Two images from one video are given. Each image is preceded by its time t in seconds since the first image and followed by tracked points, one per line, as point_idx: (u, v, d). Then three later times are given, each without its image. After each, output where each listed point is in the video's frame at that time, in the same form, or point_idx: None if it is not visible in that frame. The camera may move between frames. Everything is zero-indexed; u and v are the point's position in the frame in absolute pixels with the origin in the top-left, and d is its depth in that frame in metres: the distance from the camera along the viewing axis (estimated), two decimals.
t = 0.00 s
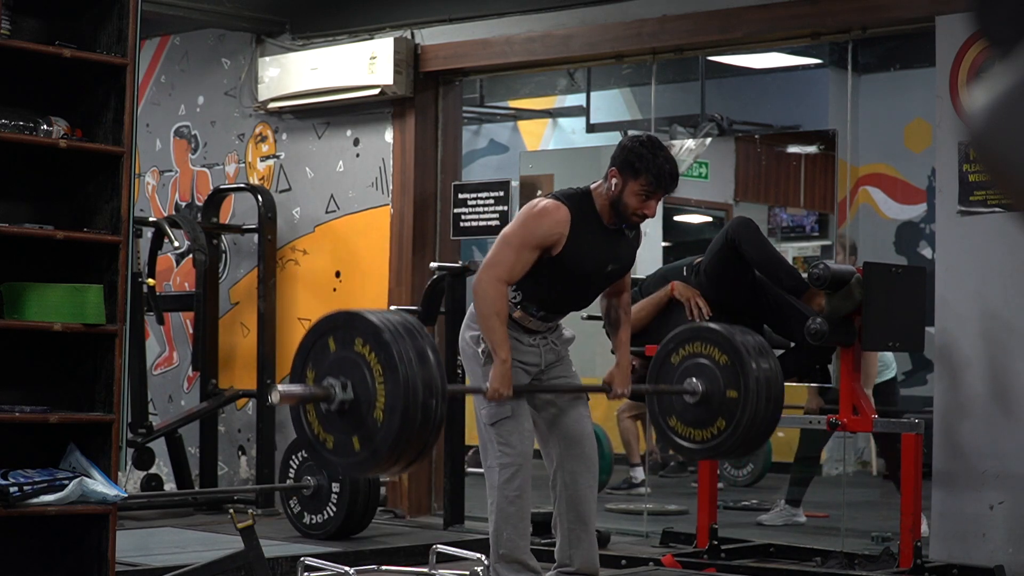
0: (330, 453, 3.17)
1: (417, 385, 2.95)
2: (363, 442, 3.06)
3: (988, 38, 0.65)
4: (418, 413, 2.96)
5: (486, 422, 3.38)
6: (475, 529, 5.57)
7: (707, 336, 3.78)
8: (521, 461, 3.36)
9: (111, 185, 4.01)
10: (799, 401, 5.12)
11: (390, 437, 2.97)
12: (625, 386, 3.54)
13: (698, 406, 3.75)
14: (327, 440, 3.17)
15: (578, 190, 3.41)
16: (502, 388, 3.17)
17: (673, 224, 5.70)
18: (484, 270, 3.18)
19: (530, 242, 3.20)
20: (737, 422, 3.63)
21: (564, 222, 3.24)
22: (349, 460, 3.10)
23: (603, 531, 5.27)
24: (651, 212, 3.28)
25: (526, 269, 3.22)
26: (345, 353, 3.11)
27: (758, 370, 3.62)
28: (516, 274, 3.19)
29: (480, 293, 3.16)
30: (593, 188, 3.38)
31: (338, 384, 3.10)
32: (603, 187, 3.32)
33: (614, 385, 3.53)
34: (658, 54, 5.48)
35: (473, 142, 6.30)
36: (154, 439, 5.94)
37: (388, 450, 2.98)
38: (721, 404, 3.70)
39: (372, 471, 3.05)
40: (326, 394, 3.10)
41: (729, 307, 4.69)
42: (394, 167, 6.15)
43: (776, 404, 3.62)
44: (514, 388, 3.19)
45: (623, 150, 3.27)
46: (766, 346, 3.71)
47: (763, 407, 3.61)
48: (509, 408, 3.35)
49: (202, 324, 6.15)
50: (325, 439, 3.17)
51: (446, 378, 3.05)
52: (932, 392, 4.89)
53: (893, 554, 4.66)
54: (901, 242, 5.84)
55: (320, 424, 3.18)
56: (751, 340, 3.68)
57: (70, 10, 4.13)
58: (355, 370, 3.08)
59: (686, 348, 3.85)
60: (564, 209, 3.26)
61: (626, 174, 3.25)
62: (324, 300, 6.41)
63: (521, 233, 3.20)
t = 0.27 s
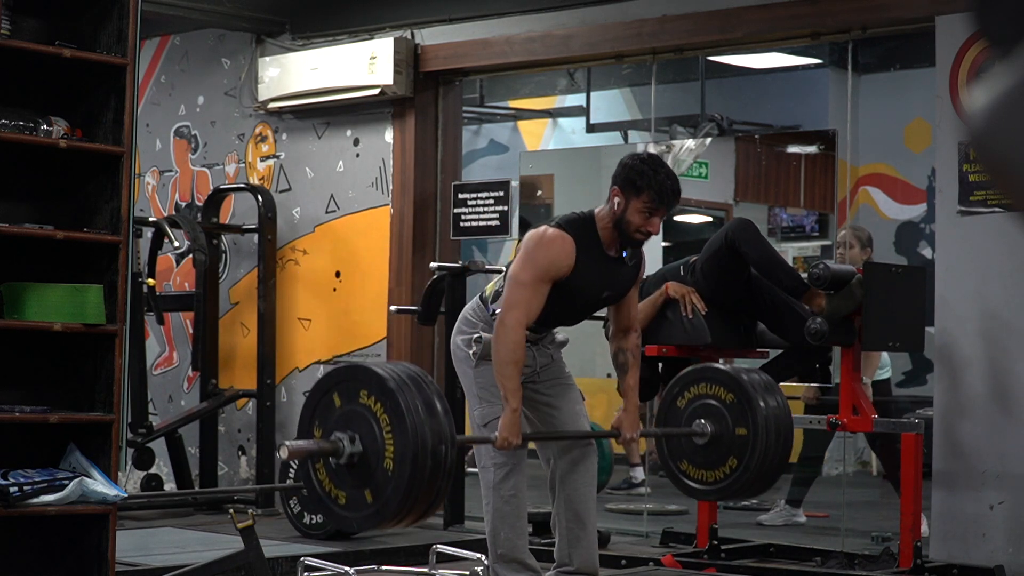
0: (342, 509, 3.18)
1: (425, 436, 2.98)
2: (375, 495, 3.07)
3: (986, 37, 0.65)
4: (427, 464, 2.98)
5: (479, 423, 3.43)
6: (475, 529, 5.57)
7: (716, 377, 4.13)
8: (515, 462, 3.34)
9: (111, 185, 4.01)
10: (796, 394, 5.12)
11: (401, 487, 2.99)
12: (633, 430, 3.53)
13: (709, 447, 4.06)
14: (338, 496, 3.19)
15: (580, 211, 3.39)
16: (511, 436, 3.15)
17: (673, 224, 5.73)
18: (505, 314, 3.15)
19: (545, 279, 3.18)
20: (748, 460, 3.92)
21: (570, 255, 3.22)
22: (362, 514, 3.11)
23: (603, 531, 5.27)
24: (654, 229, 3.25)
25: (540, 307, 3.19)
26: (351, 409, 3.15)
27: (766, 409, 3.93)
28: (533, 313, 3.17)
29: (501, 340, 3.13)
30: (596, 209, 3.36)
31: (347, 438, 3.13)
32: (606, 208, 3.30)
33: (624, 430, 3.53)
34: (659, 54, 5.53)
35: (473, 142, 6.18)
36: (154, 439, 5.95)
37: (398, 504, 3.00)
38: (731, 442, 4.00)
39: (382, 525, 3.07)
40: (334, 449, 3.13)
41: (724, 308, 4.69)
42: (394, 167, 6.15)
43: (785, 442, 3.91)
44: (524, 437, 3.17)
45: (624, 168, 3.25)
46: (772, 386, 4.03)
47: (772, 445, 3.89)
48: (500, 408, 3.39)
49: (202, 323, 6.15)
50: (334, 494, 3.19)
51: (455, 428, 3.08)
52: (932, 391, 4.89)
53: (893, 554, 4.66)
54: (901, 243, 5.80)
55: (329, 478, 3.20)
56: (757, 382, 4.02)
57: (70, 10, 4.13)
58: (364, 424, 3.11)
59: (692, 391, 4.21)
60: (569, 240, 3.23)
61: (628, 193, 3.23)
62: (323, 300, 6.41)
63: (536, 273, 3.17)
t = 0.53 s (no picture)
0: (351, 548, 3.15)
1: (436, 472, 2.98)
2: (385, 531, 3.06)
3: (986, 37, 0.65)
4: (437, 501, 2.98)
5: (475, 423, 3.42)
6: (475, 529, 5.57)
7: (722, 412, 4.11)
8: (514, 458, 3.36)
9: (111, 184, 4.01)
10: (797, 395, 5.14)
11: (411, 521, 2.98)
12: (639, 467, 3.51)
13: (717, 482, 4.05)
14: (345, 534, 3.16)
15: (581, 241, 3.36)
16: (519, 471, 3.14)
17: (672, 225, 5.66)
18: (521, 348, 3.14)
19: (554, 311, 3.17)
20: (757, 495, 3.91)
21: (576, 287, 3.21)
22: (372, 550, 3.09)
23: (603, 531, 5.27)
24: (659, 247, 3.24)
25: (551, 336, 3.18)
26: (357, 445, 3.15)
27: (773, 443, 3.91)
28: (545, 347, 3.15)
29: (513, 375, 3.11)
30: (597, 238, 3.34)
31: (354, 475, 3.10)
32: (609, 236, 3.28)
33: (629, 465, 3.50)
34: (659, 54, 5.55)
35: (473, 142, 6.18)
36: (154, 439, 5.95)
37: (409, 540, 2.99)
38: (738, 477, 3.98)
39: (393, 562, 3.05)
40: (341, 486, 3.09)
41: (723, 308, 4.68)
42: (394, 167, 6.15)
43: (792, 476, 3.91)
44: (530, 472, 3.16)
45: (625, 192, 3.26)
46: (779, 418, 4.02)
47: (780, 478, 3.88)
48: (497, 407, 3.39)
49: (202, 323, 6.15)
50: (341, 531, 3.16)
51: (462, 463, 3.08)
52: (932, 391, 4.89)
53: (893, 554, 4.66)
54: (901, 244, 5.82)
55: (336, 515, 3.17)
56: (764, 415, 4.00)
57: (70, 10, 4.13)
58: (371, 462, 3.10)
59: (700, 426, 4.19)
60: (574, 269, 3.21)
61: (630, 215, 3.24)
62: (323, 299, 6.41)
63: (549, 305, 3.16)
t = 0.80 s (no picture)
0: (345, 508, 3.14)
1: (424, 433, 2.95)
2: (376, 489, 3.05)
3: (986, 37, 0.65)
4: (425, 462, 2.96)
5: (476, 423, 3.44)
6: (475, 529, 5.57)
7: (712, 384, 3.99)
8: (516, 461, 3.34)
9: (111, 185, 4.01)
10: (795, 395, 5.11)
11: (399, 479, 2.96)
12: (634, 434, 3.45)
13: (708, 455, 3.94)
14: (337, 494, 3.17)
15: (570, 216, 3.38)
16: (511, 435, 3.12)
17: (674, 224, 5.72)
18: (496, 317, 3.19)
19: (533, 280, 3.21)
20: (749, 467, 3.79)
21: (562, 261, 3.24)
22: (362, 510, 3.09)
23: (603, 531, 5.27)
24: (647, 225, 3.24)
25: (532, 308, 3.22)
26: (348, 407, 3.15)
27: (766, 416, 3.80)
28: (524, 315, 3.20)
29: (494, 342, 3.15)
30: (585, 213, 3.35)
31: (347, 435, 3.12)
32: (597, 210, 3.29)
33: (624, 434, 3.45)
34: (659, 54, 5.54)
35: (473, 142, 6.17)
36: (154, 439, 5.95)
37: (396, 500, 2.97)
38: (731, 448, 3.88)
39: (382, 521, 3.04)
40: (334, 445, 3.11)
41: (724, 308, 4.68)
42: (394, 167, 6.15)
43: (786, 447, 3.80)
44: (523, 436, 3.15)
45: (615, 169, 3.25)
46: (770, 392, 3.92)
47: (773, 449, 3.77)
48: (496, 408, 3.40)
49: (202, 323, 6.15)
50: (333, 490, 3.17)
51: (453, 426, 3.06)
52: (932, 391, 4.89)
53: (893, 554, 4.66)
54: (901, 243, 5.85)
55: (329, 475, 3.18)
56: (756, 388, 3.89)
57: (70, 10, 4.13)
58: (363, 422, 3.10)
59: (690, 400, 4.09)
60: (560, 242, 3.24)
61: (619, 192, 3.23)
62: (323, 299, 6.41)
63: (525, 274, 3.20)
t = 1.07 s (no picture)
0: (331, 419, 3.11)
1: (410, 345, 2.96)
2: (362, 395, 3.03)
3: (987, 37, 0.65)
4: (411, 372, 2.96)
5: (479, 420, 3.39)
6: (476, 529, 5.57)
7: (704, 311, 3.47)
8: (510, 460, 3.36)
9: (111, 185, 4.02)
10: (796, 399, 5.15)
11: (387, 382, 2.95)
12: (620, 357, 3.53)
13: (691, 385, 3.45)
14: (320, 402, 3.15)
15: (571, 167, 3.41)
16: (497, 354, 3.22)
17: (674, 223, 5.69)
18: (472, 243, 3.21)
19: (520, 217, 3.21)
20: (731, 397, 3.35)
21: (554, 203, 3.25)
22: (347, 420, 3.07)
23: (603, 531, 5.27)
24: (641, 190, 3.28)
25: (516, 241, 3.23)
26: (334, 316, 3.12)
27: (752, 346, 3.33)
28: (506, 245, 3.21)
29: (471, 265, 3.19)
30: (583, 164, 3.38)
31: (332, 344, 3.09)
32: (594, 166, 3.33)
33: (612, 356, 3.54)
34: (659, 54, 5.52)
35: (473, 142, 6.19)
36: (154, 439, 5.94)
37: (382, 408, 2.97)
38: (717, 375, 3.38)
39: (366, 429, 3.03)
40: (320, 353, 3.09)
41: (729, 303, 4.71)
42: (394, 167, 6.15)
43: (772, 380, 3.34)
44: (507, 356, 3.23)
45: (614, 130, 3.27)
46: (761, 327, 3.40)
47: (757, 382, 3.32)
48: (500, 407, 3.34)
49: (202, 323, 6.15)
50: (316, 397, 3.15)
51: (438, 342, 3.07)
52: (932, 391, 4.89)
53: (893, 554, 4.66)
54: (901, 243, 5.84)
55: (312, 384, 3.16)
56: (745, 318, 3.39)
57: (70, 10, 4.13)
58: (349, 331, 3.08)
59: (675, 331, 3.55)
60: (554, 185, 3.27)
61: (616, 154, 3.26)
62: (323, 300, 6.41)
63: (514, 211, 3.21)
